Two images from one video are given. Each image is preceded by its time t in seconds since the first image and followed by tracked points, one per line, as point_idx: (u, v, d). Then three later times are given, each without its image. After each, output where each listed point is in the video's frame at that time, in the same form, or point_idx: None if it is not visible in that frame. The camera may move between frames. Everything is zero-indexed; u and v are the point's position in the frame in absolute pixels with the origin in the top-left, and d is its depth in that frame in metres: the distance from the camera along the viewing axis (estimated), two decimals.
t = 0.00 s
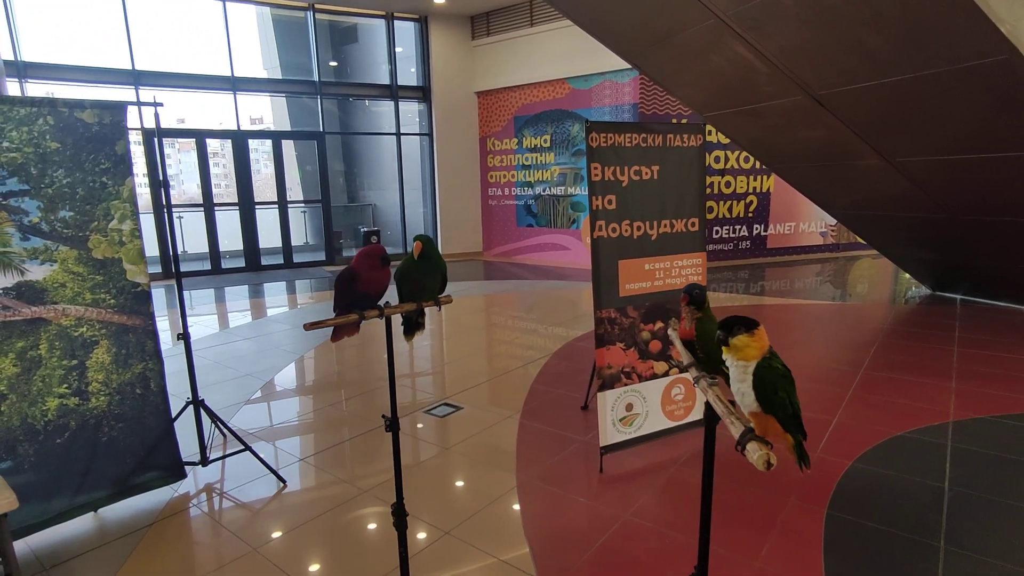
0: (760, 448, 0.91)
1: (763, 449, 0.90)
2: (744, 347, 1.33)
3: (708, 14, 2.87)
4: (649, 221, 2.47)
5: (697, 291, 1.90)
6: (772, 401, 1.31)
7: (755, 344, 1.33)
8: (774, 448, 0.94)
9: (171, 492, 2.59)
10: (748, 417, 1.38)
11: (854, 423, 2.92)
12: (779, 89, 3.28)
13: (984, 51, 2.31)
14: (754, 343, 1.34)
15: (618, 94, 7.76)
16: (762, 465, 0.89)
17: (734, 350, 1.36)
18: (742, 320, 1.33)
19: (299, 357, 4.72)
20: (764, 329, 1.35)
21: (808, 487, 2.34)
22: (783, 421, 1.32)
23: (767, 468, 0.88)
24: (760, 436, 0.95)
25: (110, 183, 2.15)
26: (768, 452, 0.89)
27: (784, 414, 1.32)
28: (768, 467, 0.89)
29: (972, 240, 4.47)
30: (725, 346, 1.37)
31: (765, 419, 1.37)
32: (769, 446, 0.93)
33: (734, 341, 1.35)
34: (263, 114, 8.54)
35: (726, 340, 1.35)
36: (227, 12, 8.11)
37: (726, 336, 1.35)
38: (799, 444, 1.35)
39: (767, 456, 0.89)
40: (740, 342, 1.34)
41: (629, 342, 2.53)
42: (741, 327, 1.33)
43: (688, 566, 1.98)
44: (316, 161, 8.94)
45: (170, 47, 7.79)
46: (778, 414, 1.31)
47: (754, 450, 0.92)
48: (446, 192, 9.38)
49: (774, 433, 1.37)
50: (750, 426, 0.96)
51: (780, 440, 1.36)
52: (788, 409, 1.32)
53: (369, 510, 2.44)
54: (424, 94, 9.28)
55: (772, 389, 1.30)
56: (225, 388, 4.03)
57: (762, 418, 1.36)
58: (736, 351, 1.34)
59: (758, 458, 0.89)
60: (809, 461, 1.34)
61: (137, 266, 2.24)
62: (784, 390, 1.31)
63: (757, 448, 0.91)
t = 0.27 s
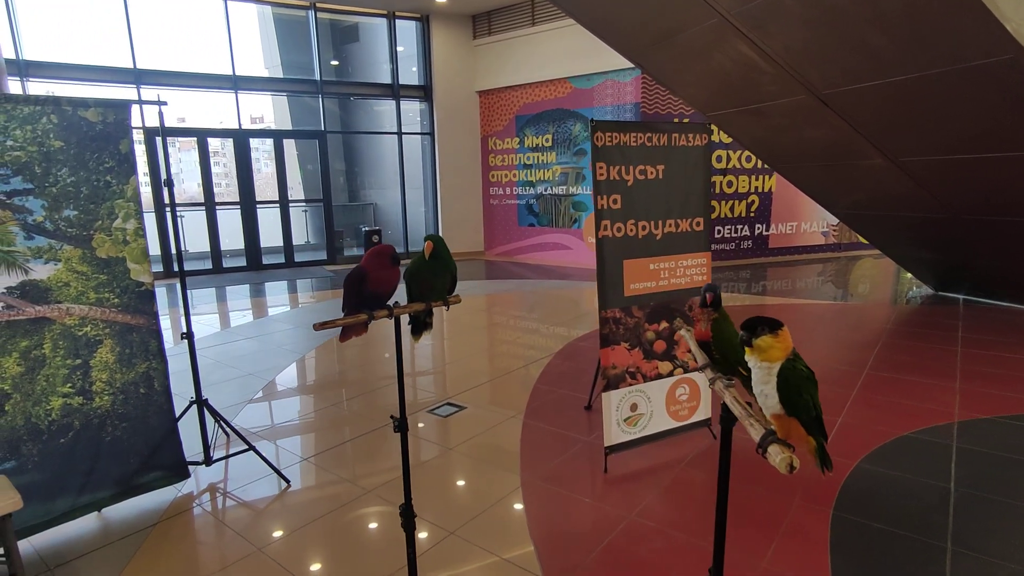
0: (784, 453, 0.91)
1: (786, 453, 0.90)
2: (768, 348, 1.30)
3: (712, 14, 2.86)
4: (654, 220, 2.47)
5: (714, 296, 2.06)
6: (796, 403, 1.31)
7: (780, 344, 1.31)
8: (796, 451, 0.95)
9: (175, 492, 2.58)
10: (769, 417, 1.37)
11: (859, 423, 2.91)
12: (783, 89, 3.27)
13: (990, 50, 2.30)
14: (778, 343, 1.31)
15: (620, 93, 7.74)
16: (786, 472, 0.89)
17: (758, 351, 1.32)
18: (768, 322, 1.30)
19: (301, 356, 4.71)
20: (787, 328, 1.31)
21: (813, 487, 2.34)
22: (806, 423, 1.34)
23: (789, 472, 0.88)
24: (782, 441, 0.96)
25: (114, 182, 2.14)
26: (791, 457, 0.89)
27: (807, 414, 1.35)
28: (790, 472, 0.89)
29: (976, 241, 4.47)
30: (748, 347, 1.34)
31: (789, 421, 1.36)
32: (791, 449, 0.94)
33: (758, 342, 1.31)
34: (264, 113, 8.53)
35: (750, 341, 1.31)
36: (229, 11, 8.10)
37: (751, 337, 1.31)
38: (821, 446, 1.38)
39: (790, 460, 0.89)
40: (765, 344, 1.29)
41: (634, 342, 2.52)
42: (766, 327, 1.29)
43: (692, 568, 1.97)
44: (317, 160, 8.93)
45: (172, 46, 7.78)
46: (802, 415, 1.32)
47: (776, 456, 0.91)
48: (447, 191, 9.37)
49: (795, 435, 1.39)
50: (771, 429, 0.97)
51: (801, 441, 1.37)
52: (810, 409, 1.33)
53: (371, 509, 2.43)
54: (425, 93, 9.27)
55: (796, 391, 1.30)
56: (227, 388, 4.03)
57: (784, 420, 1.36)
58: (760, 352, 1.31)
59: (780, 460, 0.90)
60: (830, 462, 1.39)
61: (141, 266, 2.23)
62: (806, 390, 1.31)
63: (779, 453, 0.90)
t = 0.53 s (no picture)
0: (802, 455, 0.91)
1: (806, 455, 0.90)
2: (790, 351, 1.39)
3: (717, 13, 2.85)
4: (659, 220, 2.46)
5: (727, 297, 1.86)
6: (815, 404, 1.39)
7: (799, 346, 1.39)
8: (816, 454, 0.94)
9: (179, 492, 2.58)
10: (790, 418, 1.46)
11: (863, 424, 2.90)
12: (787, 89, 3.26)
13: (997, 50, 2.29)
14: (799, 346, 1.40)
15: (622, 92, 7.72)
16: (806, 475, 0.88)
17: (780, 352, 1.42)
18: (789, 326, 1.39)
19: (303, 356, 4.71)
20: (810, 333, 1.41)
21: (818, 488, 2.33)
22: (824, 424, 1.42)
23: (809, 475, 0.88)
24: (800, 443, 0.95)
25: (119, 182, 2.14)
26: (811, 459, 0.89)
27: (828, 417, 1.44)
28: (810, 475, 0.88)
29: (980, 241, 4.46)
30: (770, 349, 1.44)
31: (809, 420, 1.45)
32: (811, 452, 0.93)
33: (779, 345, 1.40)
34: (264, 112, 8.52)
35: (771, 342, 1.41)
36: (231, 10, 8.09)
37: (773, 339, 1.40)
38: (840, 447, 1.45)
39: (810, 463, 0.88)
40: (786, 346, 1.39)
41: (638, 342, 2.52)
42: (787, 331, 1.39)
43: (697, 568, 1.97)
44: (319, 160, 8.93)
45: (174, 46, 7.77)
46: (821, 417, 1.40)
47: (794, 459, 0.91)
48: (449, 190, 9.37)
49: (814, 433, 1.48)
50: (789, 432, 0.97)
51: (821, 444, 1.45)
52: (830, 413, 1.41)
53: (373, 508, 2.43)
54: (427, 93, 9.26)
55: (817, 393, 1.38)
56: (231, 387, 4.03)
57: (805, 421, 1.45)
58: (782, 354, 1.40)
59: (800, 464, 0.89)
60: (850, 465, 1.46)
61: (146, 265, 2.23)
62: (830, 394, 1.38)
63: (799, 455, 0.90)
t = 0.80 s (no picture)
0: (819, 458, 0.92)
1: (822, 458, 0.92)
2: (804, 353, 1.29)
3: (721, 13, 2.85)
4: (663, 220, 2.46)
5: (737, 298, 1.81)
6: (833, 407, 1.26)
7: (816, 350, 1.29)
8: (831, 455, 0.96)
9: (183, 491, 2.58)
10: (806, 421, 1.33)
11: (868, 425, 2.90)
12: (791, 89, 3.25)
13: (1002, 51, 2.29)
14: (814, 349, 1.29)
15: (625, 92, 7.71)
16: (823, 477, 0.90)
17: (793, 354, 1.31)
18: (806, 326, 1.28)
19: (306, 355, 4.71)
20: (826, 336, 1.29)
21: (822, 489, 2.33)
22: (843, 429, 1.28)
23: (826, 478, 0.89)
24: (815, 446, 0.97)
25: (124, 181, 2.14)
26: (828, 462, 0.91)
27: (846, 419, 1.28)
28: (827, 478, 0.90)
29: (984, 241, 4.45)
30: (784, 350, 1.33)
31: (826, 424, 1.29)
32: (825, 454, 0.95)
33: (795, 346, 1.29)
34: (266, 112, 8.52)
35: (786, 343, 1.29)
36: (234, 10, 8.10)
37: (789, 340, 1.29)
38: (859, 451, 1.28)
39: (827, 466, 0.90)
40: (800, 348, 1.29)
41: (642, 342, 2.51)
42: (803, 331, 1.27)
43: (702, 569, 1.97)
44: (321, 159, 8.93)
45: (177, 45, 7.78)
46: (838, 419, 1.26)
47: (811, 461, 0.93)
48: (451, 190, 9.36)
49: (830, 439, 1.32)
50: (804, 434, 0.98)
51: (838, 448, 1.30)
52: (850, 416, 1.27)
53: (375, 508, 2.43)
54: (430, 92, 9.26)
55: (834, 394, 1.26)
56: (234, 386, 4.03)
57: (821, 425, 1.30)
58: (796, 357, 1.30)
59: (816, 467, 0.91)
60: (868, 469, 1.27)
61: (151, 264, 2.23)
62: (847, 395, 1.27)
63: (815, 458, 0.92)
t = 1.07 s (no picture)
0: (831, 462, 0.91)
1: (835, 462, 0.91)
2: (819, 356, 1.27)
3: (727, 13, 2.84)
4: (669, 221, 2.45)
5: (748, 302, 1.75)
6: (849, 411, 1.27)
7: (832, 353, 1.27)
8: (844, 460, 0.95)
9: (187, 490, 2.59)
10: (819, 424, 1.34)
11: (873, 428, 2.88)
12: (797, 90, 3.24)
13: (1010, 52, 2.27)
14: (830, 352, 1.27)
15: (629, 93, 7.70)
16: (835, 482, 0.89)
17: (809, 356, 1.29)
18: (822, 329, 1.25)
19: (309, 354, 4.71)
20: (843, 340, 1.27)
21: (826, 491, 2.32)
22: (858, 434, 1.31)
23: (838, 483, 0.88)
24: (829, 449, 0.96)
25: (130, 179, 2.14)
26: (841, 466, 0.90)
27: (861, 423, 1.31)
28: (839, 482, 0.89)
29: (989, 244, 4.43)
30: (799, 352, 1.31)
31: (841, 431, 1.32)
32: (839, 458, 0.94)
33: (810, 348, 1.27)
34: (271, 111, 8.53)
35: (801, 345, 1.27)
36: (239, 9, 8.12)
37: (804, 342, 1.26)
38: (872, 455, 1.34)
39: (840, 470, 0.89)
40: (815, 351, 1.27)
41: (647, 343, 2.51)
42: (819, 334, 1.25)
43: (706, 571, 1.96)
44: (325, 158, 8.94)
45: (182, 44, 7.80)
46: (854, 426, 1.29)
47: (823, 465, 0.92)
48: (455, 190, 9.36)
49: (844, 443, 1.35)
50: (817, 437, 0.97)
51: (851, 452, 1.35)
52: (864, 422, 1.30)
53: (377, 507, 2.43)
54: (434, 92, 9.26)
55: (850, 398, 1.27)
56: (238, 385, 4.04)
57: (835, 429, 1.32)
58: (811, 359, 1.28)
59: (830, 471, 0.90)
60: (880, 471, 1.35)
61: (156, 263, 2.23)
62: (861, 401, 1.28)
63: (828, 462, 0.91)
